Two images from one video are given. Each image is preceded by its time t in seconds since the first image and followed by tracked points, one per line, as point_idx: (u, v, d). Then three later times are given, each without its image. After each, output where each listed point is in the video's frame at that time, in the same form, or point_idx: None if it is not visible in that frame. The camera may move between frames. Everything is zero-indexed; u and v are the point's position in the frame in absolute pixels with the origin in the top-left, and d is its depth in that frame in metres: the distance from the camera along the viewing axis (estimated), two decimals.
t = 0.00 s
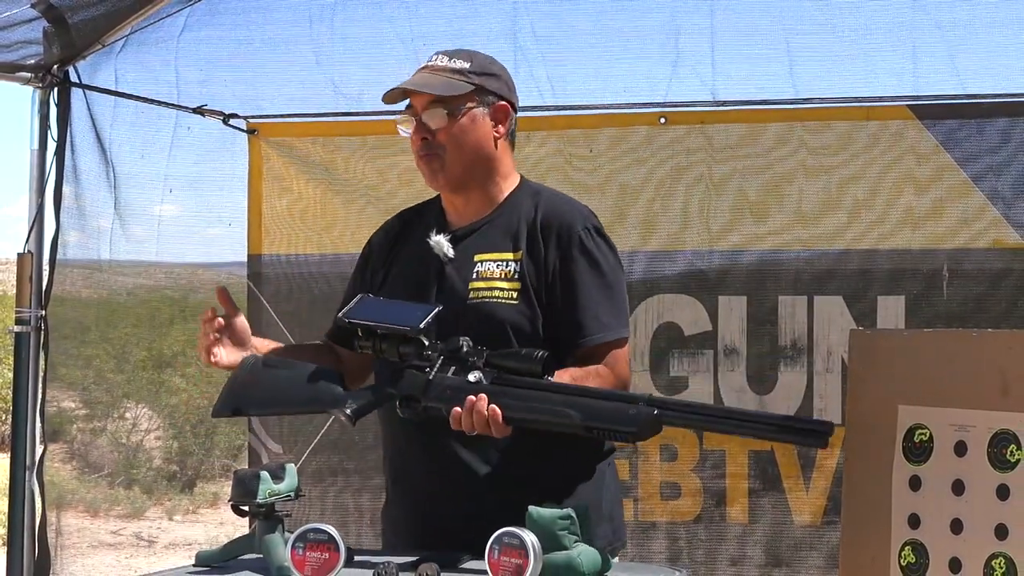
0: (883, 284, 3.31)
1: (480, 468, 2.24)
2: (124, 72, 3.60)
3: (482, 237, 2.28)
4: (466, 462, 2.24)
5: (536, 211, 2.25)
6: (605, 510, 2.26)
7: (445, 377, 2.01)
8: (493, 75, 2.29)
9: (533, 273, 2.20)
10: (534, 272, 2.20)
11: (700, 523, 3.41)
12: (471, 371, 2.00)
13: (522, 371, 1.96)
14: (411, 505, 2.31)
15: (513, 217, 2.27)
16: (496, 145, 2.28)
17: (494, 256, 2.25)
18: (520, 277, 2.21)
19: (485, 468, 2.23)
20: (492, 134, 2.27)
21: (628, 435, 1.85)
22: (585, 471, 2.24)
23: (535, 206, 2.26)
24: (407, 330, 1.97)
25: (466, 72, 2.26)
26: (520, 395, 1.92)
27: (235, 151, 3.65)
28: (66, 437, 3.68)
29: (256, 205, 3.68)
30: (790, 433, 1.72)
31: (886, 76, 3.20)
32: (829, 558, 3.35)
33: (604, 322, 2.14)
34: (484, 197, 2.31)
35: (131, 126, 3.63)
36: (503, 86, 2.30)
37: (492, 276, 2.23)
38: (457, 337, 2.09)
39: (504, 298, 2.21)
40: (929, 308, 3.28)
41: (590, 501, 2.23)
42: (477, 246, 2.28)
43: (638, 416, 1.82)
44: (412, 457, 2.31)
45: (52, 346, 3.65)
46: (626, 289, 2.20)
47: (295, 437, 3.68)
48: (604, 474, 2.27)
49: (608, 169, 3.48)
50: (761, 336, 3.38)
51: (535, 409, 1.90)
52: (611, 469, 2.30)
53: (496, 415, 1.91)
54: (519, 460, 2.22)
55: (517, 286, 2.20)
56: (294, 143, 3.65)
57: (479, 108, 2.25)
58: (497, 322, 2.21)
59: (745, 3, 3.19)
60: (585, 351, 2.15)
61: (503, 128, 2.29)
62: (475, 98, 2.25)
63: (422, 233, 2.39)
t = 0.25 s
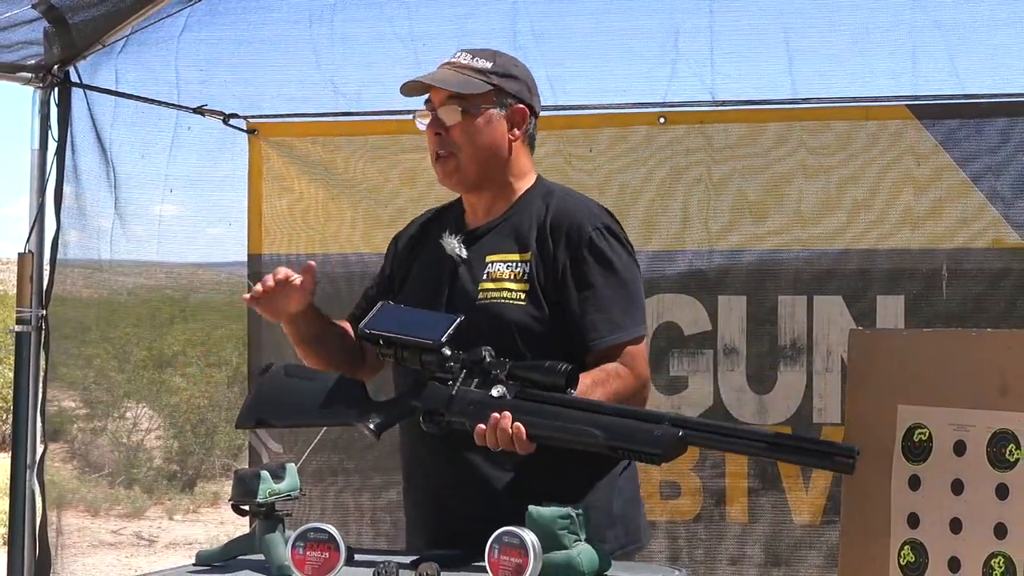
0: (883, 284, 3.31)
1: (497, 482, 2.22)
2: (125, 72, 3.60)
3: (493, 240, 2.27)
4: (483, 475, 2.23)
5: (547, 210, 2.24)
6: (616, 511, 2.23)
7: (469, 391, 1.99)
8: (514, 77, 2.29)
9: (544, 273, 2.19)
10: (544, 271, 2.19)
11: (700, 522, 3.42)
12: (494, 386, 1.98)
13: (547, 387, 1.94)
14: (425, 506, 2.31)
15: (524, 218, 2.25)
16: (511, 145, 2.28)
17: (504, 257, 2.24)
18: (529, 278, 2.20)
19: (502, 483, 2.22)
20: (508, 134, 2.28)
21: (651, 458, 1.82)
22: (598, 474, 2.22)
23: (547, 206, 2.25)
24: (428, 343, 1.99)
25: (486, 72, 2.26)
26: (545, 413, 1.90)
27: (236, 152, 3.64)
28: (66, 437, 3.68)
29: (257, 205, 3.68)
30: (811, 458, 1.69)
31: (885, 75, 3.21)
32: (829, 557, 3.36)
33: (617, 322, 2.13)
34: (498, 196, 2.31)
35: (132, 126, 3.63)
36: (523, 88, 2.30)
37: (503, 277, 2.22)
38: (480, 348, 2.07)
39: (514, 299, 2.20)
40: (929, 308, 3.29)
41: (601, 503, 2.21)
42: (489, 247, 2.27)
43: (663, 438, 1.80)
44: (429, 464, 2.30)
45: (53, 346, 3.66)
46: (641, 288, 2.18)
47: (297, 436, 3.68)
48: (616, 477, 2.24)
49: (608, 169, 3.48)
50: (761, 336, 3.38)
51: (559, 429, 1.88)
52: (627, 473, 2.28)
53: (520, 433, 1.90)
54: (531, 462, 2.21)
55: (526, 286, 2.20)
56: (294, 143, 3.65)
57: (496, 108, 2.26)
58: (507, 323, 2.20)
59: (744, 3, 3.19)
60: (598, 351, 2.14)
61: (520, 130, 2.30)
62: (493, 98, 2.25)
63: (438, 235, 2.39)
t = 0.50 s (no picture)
0: (882, 284, 3.32)
1: (508, 488, 2.22)
2: (125, 72, 3.60)
3: (502, 241, 2.28)
4: (494, 480, 2.23)
5: (555, 212, 2.24)
6: (625, 514, 2.24)
7: (475, 386, 2.00)
8: (515, 77, 2.29)
9: (549, 275, 2.19)
10: (549, 273, 2.19)
11: (699, 522, 3.42)
12: (501, 382, 1.99)
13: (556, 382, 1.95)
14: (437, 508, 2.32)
15: (533, 220, 2.26)
16: (517, 147, 2.29)
17: (512, 259, 2.24)
18: (534, 280, 2.20)
19: (513, 488, 2.22)
20: (512, 135, 2.28)
21: (660, 446, 1.81)
22: (608, 477, 2.23)
23: (555, 207, 2.25)
24: (436, 338, 2.00)
25: (484, 75, 2.26)
26: (553, 405, 1.90)
27: (236, 151, 3.65)
28: (67, 436, 3.69)
29: (257, 204, 3.68)
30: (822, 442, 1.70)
31: (884, 75, 3.21)
32: (829, 557, 3.36)
33: (624, 325, 2.14)
34: (507, 199, 2.31)
35: (132, 126, 3.63)
36: (524, 88, 2.30)
37: (509, 279, 2.23)
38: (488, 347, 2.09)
39: (520, 301, 2.21)
40: (928, 307, 3.29)
41: (610, 505, 2.22)
42: (498, 248, 2.27)
43: (671, 425, 1.80)
44: (440, 468, 2.31)
45: (54, 345, 3.66)
46: (650, 289, 2.19)
47: (297, 436, 3.68)
48: (625, 479, 2.25)
49: (608, 170, 3.48)
50: (761, 335, 3.39)
51: (564, 419, 1.88)
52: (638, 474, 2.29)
53: (526, 425, 1.91)
54: (541, 465, 2.21)
55: (532, 289, 2.20)
56: (295, 143, 3.65)
57: (497, 111, 2.26)
58: (513, 324, 2.21)
59: (744, 3, 3.20)
60: (605, 353, 2.15)
61: (524, 129, 2.30)
62: (494, 101, 2.25)
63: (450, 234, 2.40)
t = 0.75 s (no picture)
0: (881, 283, 3.32)
1: (514, 491, 2.22)
2: (126, 72, 3.60)
3: (512, 243, 2.29)
4: (501, 482, 2.24)
5: (566, 215, 2.25)
6: (631, 516, 2.23)
7: (483, 385, 2.00)
8: (506, 85, 2.24)
9: (559, 277, 2.20)
10: (560, 275, 2.20)
11: (699, 521, 3.42)
12: (508, 380, 1.99)
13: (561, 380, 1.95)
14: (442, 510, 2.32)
15: (543, 223, 2.26)
16: (516, 157, 2.26)
17: (521, 261, 2.25)
18: (544, 281, 2.21)
19: (520, 492, 2.22)
20: (510, 147, 2.26)
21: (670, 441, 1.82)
22: (615, 478, 2.23)
23: (567, 210, 2.25)
24: (442, 336, 1.98)
25: (472, 93, 2.22)
26: (561, 403, 1.90)
27: (235, 151, 3.65)
28: (68, 436, 3.69)
29: (256, 204, 3.68)
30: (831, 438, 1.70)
31: (883, 75, 3.22)
32: (829, 556, 3.36)
33: (632, 330, 2.13)
34: (515, 206, 2.31)
35: (132, 126, 3.63)
36: (517, 94, 2.25)
37: (518, 281, 2.24)
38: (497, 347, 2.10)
39: (528, 303, 2.21)
40: (927, 307, 3.30)
41: (614, 506, 2.22)
42: (508, 250, 2.28)
43: (681, 421, 1.80)
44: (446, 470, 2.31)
45: (54, 345, 3.67)
46: (660, 295, 2.18)
47: (297, 436, 3.68)
48: (632, 481, 2.25)
49: (608, 169, 3.49)
50: (760, 335, 3.39)
51: (571, 416, 1.89)
52: (645, 474, 2.29)
53: (533, 421, 1.91)
54: (548, 470, 2.21)
55: (540, 290, 2.21)
56: (296, 143, 3.65)
57: (496, 125, 2.24)
58: (520, 326, 2.21)
59: (743, 3, 3.20)
60: (613, 359, 2.13)
61: (522, 137, 2.27)
62: (486, 118, 2.22)
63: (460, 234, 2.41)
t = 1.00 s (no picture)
0: (881, 283, 3.33)
1: (515, 492, 2.23)
2: (127, 73, 3.61)
3: (504, 243, 2.29)
4: (501, 484, 2.24)
5: (558, 214, 2.25)
6: (628, 513, 2.25)
7: (487, 390, 2.01)
8: (510, 89, 2.25)
9: (552, 277, 2.20)
10: (553, 275, 2.20)
11: (699, 521, 3.42)
12: (513, 386, 2.00)
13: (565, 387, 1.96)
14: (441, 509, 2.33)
15: (535, 221, 2.27)
16: (516, 160, 2.28)
17: (514, 260, 2.26)
18: (536, 281, 2.21)
19: (520, 492, 2.23)
20: (511, 150, 2.26)
21: (676, 450, 1.83)
22: (612, 477, 2.23)
23: (558, 209, 2.25)
24: (448, 342, 2.00)
25: (478, 96, 2.22)
26: (566, 410, 1.91)
27: (235, 151, 3.66)
28: (68, 436, 3.69)
29: (256, 205, 3.71)
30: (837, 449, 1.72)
31: (884, 76, 3.22)
32: (828, 556, 3.37)
33: (628, 327, 2.15)
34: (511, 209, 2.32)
35: (133, 126, 3.64)
36: (520, 98, 2.26)
37: (511, 280, 2.24)
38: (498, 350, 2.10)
39: (522, 302, 2.22)
40: (926, 307, 3.30)
41: (611, 505, 2.23)
42: (500, 250, 2.29)
43: (687, 430, 1.81)
44: (443, 469, 2.31)
45: (55, 345, 3.67)
46: (654, 291, 2.20)
47: (297, 436, 3.70)
48: (629, 479, 2.26)
49: (608, 169, 3.49)
50: (760, 335, 3.39)
51: (577, 425, 1.90)
52: (642, 474, 2.30)
53: (539, 428, 1.92)
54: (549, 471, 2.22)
55: (533, 290, 2.21)
56: (297, 143, 3.67)
57: (498, 129, 2.24)
58: (514, 326, 2.22)
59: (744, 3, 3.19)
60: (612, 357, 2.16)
61: (524, 141, 2.28)
62: (491, 122, 2.23)
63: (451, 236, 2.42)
